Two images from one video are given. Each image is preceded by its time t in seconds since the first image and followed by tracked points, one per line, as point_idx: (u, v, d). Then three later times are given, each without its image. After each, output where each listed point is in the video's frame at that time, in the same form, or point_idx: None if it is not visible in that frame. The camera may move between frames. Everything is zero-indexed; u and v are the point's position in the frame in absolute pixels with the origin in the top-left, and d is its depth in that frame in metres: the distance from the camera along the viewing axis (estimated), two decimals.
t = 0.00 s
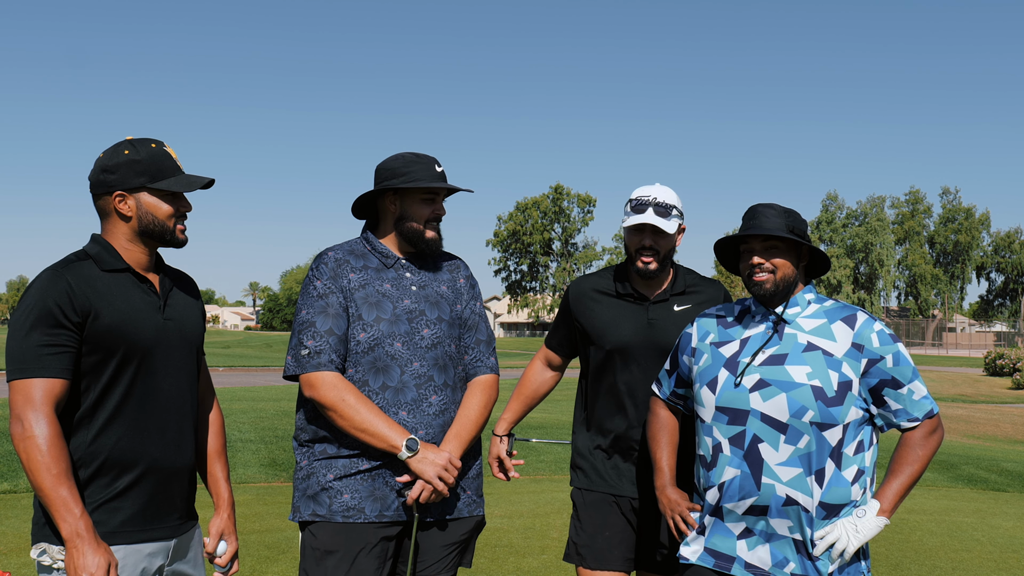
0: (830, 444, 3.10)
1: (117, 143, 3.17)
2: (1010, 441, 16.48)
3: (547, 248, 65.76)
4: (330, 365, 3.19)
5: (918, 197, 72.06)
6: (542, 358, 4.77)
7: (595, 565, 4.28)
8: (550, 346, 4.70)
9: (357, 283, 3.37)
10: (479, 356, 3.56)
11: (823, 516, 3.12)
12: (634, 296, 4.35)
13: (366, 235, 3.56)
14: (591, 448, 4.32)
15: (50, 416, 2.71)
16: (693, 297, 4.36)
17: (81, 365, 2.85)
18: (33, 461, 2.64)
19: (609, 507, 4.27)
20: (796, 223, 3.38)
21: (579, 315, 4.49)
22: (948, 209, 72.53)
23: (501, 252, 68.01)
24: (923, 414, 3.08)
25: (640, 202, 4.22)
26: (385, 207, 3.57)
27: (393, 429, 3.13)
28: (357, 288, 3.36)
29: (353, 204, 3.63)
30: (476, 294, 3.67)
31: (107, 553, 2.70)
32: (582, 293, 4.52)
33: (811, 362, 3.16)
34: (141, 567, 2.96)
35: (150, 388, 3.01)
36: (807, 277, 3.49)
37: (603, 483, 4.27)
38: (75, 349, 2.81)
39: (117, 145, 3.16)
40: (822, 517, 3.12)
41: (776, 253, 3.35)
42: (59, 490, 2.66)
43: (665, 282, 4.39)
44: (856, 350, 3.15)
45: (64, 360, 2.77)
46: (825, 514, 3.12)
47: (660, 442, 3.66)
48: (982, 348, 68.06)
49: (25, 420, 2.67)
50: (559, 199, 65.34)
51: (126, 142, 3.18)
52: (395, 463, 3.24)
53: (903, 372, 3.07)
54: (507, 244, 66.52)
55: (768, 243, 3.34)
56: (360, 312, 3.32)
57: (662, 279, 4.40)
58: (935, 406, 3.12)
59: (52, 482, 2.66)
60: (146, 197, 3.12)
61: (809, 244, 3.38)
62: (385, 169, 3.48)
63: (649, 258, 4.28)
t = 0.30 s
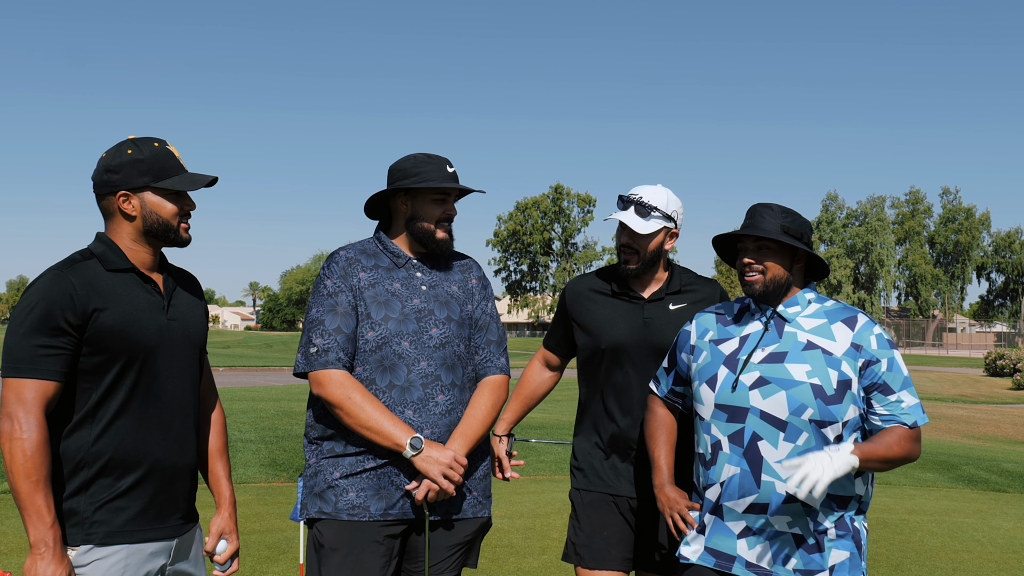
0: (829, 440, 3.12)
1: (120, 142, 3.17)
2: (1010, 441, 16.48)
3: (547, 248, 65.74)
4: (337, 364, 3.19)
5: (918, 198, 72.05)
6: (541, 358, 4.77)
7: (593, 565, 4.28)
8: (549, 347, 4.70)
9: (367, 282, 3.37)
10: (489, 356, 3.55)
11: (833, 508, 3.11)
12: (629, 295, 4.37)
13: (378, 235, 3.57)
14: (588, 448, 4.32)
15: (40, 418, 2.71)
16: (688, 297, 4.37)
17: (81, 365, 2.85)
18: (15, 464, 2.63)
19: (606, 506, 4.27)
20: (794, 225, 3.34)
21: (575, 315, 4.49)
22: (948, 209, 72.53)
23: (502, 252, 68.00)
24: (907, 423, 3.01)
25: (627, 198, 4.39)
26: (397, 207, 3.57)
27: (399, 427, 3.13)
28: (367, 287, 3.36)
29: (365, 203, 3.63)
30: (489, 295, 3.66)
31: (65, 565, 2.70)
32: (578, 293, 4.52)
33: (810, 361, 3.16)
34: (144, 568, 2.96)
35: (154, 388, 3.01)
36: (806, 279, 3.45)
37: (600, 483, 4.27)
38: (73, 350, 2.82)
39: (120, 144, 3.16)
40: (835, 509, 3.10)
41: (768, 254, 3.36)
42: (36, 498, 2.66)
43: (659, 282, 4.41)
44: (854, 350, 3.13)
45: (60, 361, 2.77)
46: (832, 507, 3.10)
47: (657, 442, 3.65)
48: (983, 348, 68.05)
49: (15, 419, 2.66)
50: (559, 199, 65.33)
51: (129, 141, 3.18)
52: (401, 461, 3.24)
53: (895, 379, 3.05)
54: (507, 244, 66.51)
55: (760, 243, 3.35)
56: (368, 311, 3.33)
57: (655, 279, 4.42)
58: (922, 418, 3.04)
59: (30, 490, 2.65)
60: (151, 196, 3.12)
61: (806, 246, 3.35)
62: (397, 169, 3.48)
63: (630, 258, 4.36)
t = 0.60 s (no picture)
0: (826, 437, 3.10)
1: (122, 142, 3.19)
2: (1011, 442, 16.46)
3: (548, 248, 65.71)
4: (345, 362, 3.21)
5: (920, 198, 72.00)
6: (542, 358, 4.79)
7: (592, 564, 4.28)
8: (549, 347, 4.70)
9: (376, 282, 3.38)
10: (497, 357, 3.56)
11: (830, 504, 3.10)
12: (630, 294, 4.38)
13: (389, 235, 3.58)
14: (587, 448, 4.33)
15: (38, 417, 2.73)
16: (689, 297, 4.38)
17: (78, 366, 2.87)
18: (14, 464, 2.65)
19: (606, 506, 4.27)
20: (792, 226, 3.34)
21: (576, 315, 4.49)
22: (950, 209, 72.46)
23: (503, 252, 67.98)
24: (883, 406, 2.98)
25: (626, 198, 4.40)
26: (408, 208, 3.59)
27: (404, 427, 3.14)
28: (376, 287, 3.38)
29: (377, 203, 3.65)
30: (497, 296, 3.67)
31: (66, 564, 2.71)
32: (579, 293, 4.53)
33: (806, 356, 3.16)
34: (142, 567, 2.97)
35: (151, 388, 3.02)
36: (804, 280, 3.44)
37: (599, 483, 4.28)
38: (70, 350, 2.83)
39: (121, 144, 3.18)
40: (832, 506, 3.10)
41: (765, 254, 3.36)
42: (35, 497, 2.67)
43: (659, 283, 4.43)
44: (848, 344, 3.15)
45: (56, 361, 2.79)
46: (830, 504, 3.09)
47: (659, 441, 3.66)
48: (984, 349, 67.96)
49: (13, 419, 2.68)
50: (561, 199, 65.30)
51: (131, 141, 3.20)
52: (406, 461, 3.25)
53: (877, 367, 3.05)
54: (508, 244, 66.50)
55: (757, 242, 3.36)
56: (377, 310, 3.34)
57: (655, 279, 4.44)
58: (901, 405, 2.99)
59: (29, 488, 2.67)
60: (151, 196, 3.14)
61: (804, 247, 3.33)
62: (409, 170, 3.49)
63: (629, 256, 4.38)
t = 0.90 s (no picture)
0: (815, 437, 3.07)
1: (120, 142, 3.19)
2: (1013, 443, 16.45)
3: (550, 248, 65.71)
4: (350, 362, 3.21)
5: (922, 199, 71.93)
6: (545, 357, 4.80)
7: (594, 565, 4.28)
8: (551, 347, 4.71)
9: (381, 282, 3.39)
10: (500, 358, 3.56)
11: (821, 504, 3.09)
12: (633, 295, 4.38)
13: (394, 235, 3.59)
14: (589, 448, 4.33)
15: (44, 416, 2.74)
16: (692, 298, 4.39)
17: (77, 365, 2.88)
18: (26, 460, 2.67)
19: (607, 506, 4.27)
20: (789, 222, 3.38)
21: (578, 315, 4.50)
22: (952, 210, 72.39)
23: (504, 252, 67.98)
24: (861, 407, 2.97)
25: (627, 200, 4.41)
26: (413, 208, 3.59)
27: (407, 427, 3.14)
28: (381, 287, 3.38)
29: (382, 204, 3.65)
30: (501, 298, 3.67)
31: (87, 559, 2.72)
32: (581, 293, 4.54)
33: (793, 356, 3.16)
34: (141, 567, 2.98)
35: (150, 386, 3.02)
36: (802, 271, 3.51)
37: (600, 483, 4.28)
38: (70, 349, 2.84)
39: (120, 144, 3.19)
40: (822, 505, 3.08)
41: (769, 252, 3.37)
42: (50, 491, 2.68)
43: (661, 283, 4.42)
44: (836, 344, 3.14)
45: (58, 359, 2.79)
46: (820, 503, 3.08)
47: (661, 441, 3.68)
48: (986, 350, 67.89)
49: (19, 419, 2.70)
50: (562, 199, 65.31)
51: (129, 141, 3.20)
52: (409, 461, 3.25)
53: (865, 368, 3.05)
54: (509, 245, 66.50)
55: (760, 241, 3.37)
56: (382, 311, 3.35)
57: (658, 279, 4.42)
58: (879, 407, 2.96)
59: (43, 484, 2.68)
60: (148, 195, 3.14)
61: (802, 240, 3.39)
62: (414, 171, 3.50)
63: (631, 256, 4.38)
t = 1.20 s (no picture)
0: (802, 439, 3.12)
1: (119, 143, 3.20)
2: (1015, 445, 16.45)
3: (551, 249, 65.70)
4: (351, 363, 3.22)
5: (923, 200, 71.88)
6: (546, 355, 4.79)
7: (595, 565, 4.28)
8: (553, 346, 4.72)
9: (382, 283, 3.40)
10: (499, 360, 3.56)
11: (811, 504, 3.08)
12: (635, 296, 4.39)
13: (394, 235, 3.59)
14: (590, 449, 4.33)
15: (47, 416, 2.74)
16: (693, 298, 4.39)
17: (81, 365, 2.88)
18: (26, 461, 2.66)
19: (609, 507, 4.27)
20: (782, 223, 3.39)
21: (580, 315, 4.50)
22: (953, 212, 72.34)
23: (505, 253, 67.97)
24: (860, 424, 3.00)
25: (636, 204, 4.33)
26: (414, 209, 3.60)
27: (408, 428, 3.15)
28: (382, 288, 3.39)
29: (382, 204, 3.65)
30: (500, 299, 3.68)
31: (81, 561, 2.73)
32: (583, 293, 4.54)
33: (780, 359, 3.17)
34: (144, 567, 2.98)
35: (152, 387, 3.03)
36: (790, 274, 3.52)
37: (601, 483, 4.29)
38: (74, 349, 2.84)
39: (119, 145, 3.19)
40: (813, 506, 3.08)
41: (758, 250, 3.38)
42: (50, 492, 2.68)
43: (665, 284, 4.42)
44: (823, 347, 3.14)
45: (62, 359, 2.80)
46: (810, 504, 3.08)
47: (655, 444, 3.69)
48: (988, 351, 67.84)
49: (22, 418, 2.70)
50: (563, 200, 65.29)
51: (128, 142, 3.21)
52: (410, 462, 3.26)
53: (857, 377, 3.04)
54: (511, 245, 66.49)
55: (750, 239, 3.38)
56: (382, 312, 3.35)
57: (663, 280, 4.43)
58: (879, 422, 3.00)
59: (44, 485, 2.68)
60: (149, 195, 3.15)
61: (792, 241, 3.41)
62: (415, 171, 3.50)
63: (645, 261, 4.34)
